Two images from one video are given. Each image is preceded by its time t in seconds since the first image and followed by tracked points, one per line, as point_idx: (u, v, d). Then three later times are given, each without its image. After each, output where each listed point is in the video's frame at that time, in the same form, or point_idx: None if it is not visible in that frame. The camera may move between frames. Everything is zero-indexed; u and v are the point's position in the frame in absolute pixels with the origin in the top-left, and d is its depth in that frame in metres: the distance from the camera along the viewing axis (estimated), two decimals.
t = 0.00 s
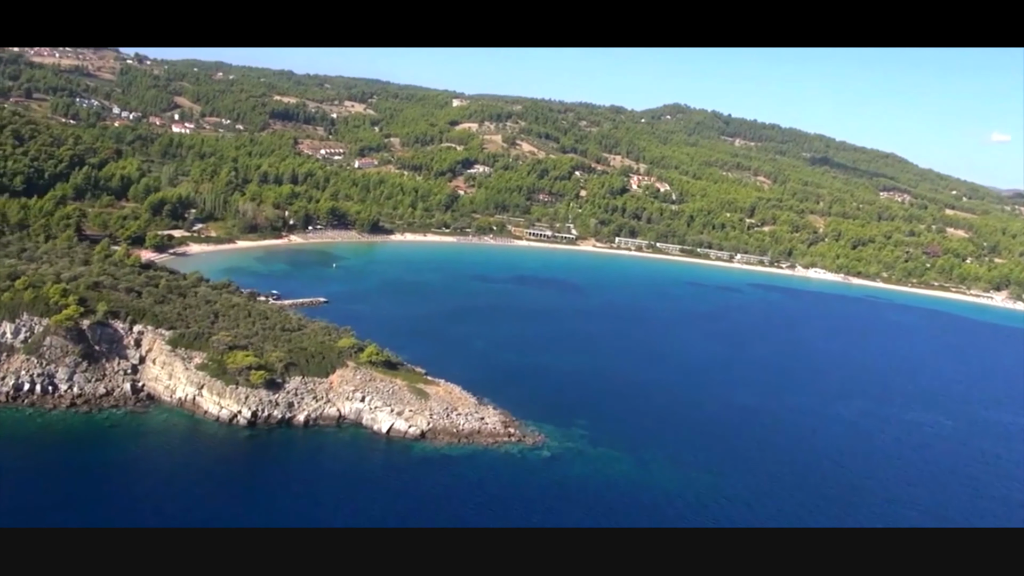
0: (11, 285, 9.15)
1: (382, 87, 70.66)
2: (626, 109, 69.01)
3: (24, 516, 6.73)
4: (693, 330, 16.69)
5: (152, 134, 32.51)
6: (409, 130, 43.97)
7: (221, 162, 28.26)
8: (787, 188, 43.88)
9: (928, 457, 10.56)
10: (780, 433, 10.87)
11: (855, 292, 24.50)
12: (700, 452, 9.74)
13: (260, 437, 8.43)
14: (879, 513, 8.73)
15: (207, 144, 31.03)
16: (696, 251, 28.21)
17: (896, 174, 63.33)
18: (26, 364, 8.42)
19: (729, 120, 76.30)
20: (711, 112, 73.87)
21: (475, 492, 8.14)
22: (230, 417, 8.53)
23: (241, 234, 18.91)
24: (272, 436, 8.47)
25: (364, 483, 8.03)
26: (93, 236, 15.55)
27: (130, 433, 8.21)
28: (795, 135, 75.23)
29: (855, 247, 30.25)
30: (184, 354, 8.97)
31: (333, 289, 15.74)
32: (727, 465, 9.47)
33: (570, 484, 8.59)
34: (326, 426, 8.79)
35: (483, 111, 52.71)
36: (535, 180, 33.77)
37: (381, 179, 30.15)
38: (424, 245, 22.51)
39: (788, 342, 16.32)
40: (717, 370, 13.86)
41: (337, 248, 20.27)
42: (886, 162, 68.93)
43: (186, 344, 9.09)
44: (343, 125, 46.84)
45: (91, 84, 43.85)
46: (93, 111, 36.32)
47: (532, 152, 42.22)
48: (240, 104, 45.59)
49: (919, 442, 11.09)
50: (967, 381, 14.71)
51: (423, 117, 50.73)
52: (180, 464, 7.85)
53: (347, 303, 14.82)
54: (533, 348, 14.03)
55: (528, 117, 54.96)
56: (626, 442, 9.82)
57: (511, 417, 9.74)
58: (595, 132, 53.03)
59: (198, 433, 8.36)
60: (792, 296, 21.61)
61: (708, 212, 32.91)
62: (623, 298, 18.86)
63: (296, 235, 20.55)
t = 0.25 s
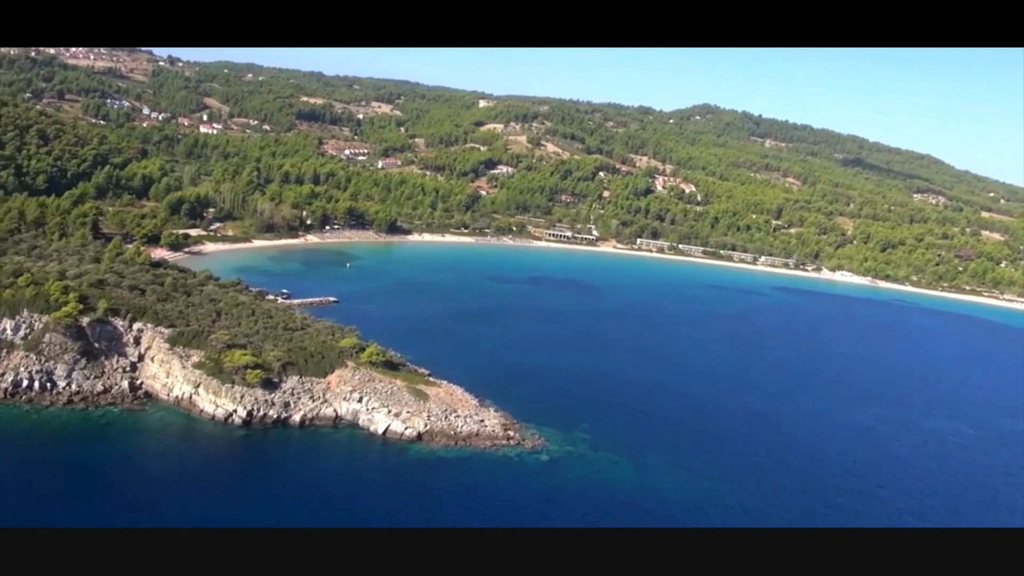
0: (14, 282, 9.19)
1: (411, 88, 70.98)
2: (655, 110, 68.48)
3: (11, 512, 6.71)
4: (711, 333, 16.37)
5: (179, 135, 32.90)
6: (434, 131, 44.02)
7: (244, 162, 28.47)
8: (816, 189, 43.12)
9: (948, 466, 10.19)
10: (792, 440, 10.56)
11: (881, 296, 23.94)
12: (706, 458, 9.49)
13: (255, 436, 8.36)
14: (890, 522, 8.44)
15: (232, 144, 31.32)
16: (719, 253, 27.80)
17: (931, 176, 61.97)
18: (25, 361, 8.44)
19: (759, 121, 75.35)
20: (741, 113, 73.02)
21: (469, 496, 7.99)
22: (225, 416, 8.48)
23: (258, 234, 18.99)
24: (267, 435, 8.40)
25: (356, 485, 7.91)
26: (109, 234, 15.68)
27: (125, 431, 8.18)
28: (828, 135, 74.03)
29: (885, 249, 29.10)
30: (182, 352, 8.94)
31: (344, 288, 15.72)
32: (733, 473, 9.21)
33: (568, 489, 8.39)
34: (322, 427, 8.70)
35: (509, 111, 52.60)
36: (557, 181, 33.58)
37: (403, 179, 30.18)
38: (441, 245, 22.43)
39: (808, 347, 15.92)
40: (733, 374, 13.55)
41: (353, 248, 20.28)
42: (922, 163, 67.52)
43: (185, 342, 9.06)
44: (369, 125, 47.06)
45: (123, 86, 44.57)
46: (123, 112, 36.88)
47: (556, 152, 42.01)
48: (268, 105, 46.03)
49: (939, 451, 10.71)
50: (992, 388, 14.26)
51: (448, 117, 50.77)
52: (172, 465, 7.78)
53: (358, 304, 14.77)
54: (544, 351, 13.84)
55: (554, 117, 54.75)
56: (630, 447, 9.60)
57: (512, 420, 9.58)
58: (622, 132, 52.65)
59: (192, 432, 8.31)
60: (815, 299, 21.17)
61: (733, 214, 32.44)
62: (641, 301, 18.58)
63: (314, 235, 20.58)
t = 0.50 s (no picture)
0: (18, 279, 9.23)
1: (436, 88, 71.11)
2: (681, 110, 67.88)
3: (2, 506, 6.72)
4: (726, 335, 16.10)
5: (203, 134, 33.21)
6: (457, 131, 43.99)
7: (266, 161, 28.64)
8: (844, 190, 42.37)
9: (964, 473, 9.88)
10: (803, 444, 10.31)
11: (907, 298, 23.43)
12: (712, 462, 9.28)
13: (251, 435, 8.30)
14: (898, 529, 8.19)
15: (255, 144, 31.54)
16: (741, 254, 27.41)
17: (965, 177, 60.62)
18: (26, 356, 8.47)
19: (787, 121, 74.38)
20: (769, 113, 72.12)
21: (465, 498, 7.85)
22: (222, 414, 8.45)
23: (273, 232, 19.06)
24: (264, 434, 8.35)
25: (349, 485, 7.81)
26: (124, 232, 15.81)
27: (122, 428, 8.17)
28: (858, 135, 72.79)
29: (912, 251, 28.28)
30: (181, 350, 8.93)
31: (355, 287, 15.69)
32: (739, 479, 8.99)
33: (566, 493, 8.23)
34: (319, 426, 8.64)
35: (533, 111, 52.44)
36: (578, 181, 33.35)
37: (423, 179, 30.16)
38: (458, 245, 22.36)
39: (827, 350, 15.59)
40: (746, 376, 13.29)
41: (369, 247, 20.28)
42: (955, 163, 66.11)
43: (184, 339, 9.05)
44: (393, 126, 47.17)
45: (151, 87, 45.14)
46: (149, 112, 37.34)
47: (579, 152, 41.78)
48: (293, 105, 46.36)
49: (957, 458, 10.39)
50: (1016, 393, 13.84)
51: (472, 117, 50.74)
52: (168, 462, 7.73)
53: (368, 303, 14.73)
54: (553, 352, 13.69)
55: (579, 117, 54.46)
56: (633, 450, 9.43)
57: (513, 422, 9.44)
58: (646, 132, 52.23)
59: (190, 430, 8.29)
60: (837, 301, 20.77)
61: (757, 214, 31.98)
62: (656, 302, 18.35)
63: (329, 233, 20.60)
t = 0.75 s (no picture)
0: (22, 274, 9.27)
1: (462, 87, 71.11)
2: (708, 110, 67.15)
3: None
4: (741, 337, 15.89)
5: (227, 133, 33.48)
6: (480, 130, 43.91)
7: (287, 160, 28.77)
8: (873, 190, 41.58)
9: (979, 486, 9.64)
10: (812, 452, 10.14)
11: (934, 301, 22.91)
12: (717, 471, 9.14)
13: (247, 433, 8.25)
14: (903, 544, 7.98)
15: (277, 143, 31.72)
16: (764, 256, 26.99)
17: (1000, 177, 59.24)
18: (26, 352, 8.48)
19: (817, 120, 73.30)
20: (799, 112, 71.12)
21: (459, 499, 7.72)
22: (219, 412, 8.41)
23: (289, 231, 19.10)
24: (260, 433, 8.29)
25: (342, 485, 7.71)
26: (140, 229, 15.92)
27: (118, 425, 8.14)
28: (890, 135, 71.50)
29: (941, 253, 27.55)
30: (181, 347, 8.90)
31: (366, 287, 15.68)
32: (744, 489, 8.85)
33: (563, 496, 8.07)
34: (316, 425, 8.56)
35: (557, 111, 52.19)
36: (600, 181, 33.10)
37: (443, 178, 30.11)
38: (474, 244, 22.28)
39: (844, 352, 15.32)
40: (758, 379, 13.11)
41: (384, 245, 20.28)
42: (990, 164, 64.62)
43: (184, 336, 9.02)
44: (417, 125, 47.23)
45: (179, 87, 45.67)
46: (176, 112, 37.76)
47: (603, 152, 41.48)
48: (317, 105, 46.58)
49: (971, 470, 10.12)
50: None
51: (496, 117, 50.62)
52: (155, 460, 7.67)
53: (378, 302, 14.71)
54: (562, 354, 13.60)
55: (604, 116, 54.09)
56: (637, 455, 9.30)
57: (514, 423, 9.30)
58: (672, 132, 51.74)
59: (187, 427, 8.26)
60: (859, 303, 20.37)
61: (781, 214, 31.48)
62: (671, 303, 18.17)
63: (345, 232, 20.60)
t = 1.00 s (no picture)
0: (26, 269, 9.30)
1: (488, 87, 71.02)
2: (736, 109, 66.38)
3: None
4: (755, 339, 15.66)
5: (250, 132, 33.71)
6: (503, 129, 43.79)
7: (307, 158, 28.87)
8: (903, 191, 40.74)
9: (996, 494, 9.35)
10: (822, 457, 9.91)
11: (960, 303, 22.37)
12: (722, 474, 8.95)
13: (243, 430, 8.21)
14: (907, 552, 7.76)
15: (299, 141, 31.86)
16: (786, 257, 26.56)
17: None
18: (27, 347, 8.50)
19: (847, 120, 72.12)
20: (828, 112, 70.01)
21: (452, 499, 7.60)
22: (215, 409, 8.36)
23: (304, 228, 19.13)
24: (256, 430, 8.24)
25: (333, 484, 7.63)
26: (155, 226, 16.03)
27: (114, 421, 8.12)
28: (922, 135, 70.12)
29: (969, 256, 26.63)
30: (179, 343, 8.88)
31: (376, 286, 15.66)
32: (748, 493, 8.66)
33: (559, 498, 7.92)
34: (312, 423, 8.49)
35: (581, 110, 51.89)
36: (621, 180, 32.81)
37: (462, 176, 30.02)
38: (490, 243, 22.17)
39: (861, 355, 15.02)
40: (771, 382, 12.88)
41: (399, 244, 20.26)
42: None
43: (183, 333, 9.00)
44: (440, 124, 47.23)
45: (206, 86, 46.11)
46: (201, 110, 38.11)
47: (625, 151, 41.14)
48: (341, 104, 46.76)
49: (986, 478, 9.83)
50: None
51: (520, 116, 50.43)
52: (146, 456, 7.63)
53: (388, 301, 14.69)
54: (571, 354, 13.48)
55: (628, 116, 53.67)
56: (639, 457, 9.14)
57: (515, 425, 9.16)
58: (697, 131, 51.18)
59: (182, 424, 8.23)
60: (882, 305, 19.97)
61: (806, 215, 30.96)
62: (687, 305, 17.95)
63: (361, 230, 20.59)
